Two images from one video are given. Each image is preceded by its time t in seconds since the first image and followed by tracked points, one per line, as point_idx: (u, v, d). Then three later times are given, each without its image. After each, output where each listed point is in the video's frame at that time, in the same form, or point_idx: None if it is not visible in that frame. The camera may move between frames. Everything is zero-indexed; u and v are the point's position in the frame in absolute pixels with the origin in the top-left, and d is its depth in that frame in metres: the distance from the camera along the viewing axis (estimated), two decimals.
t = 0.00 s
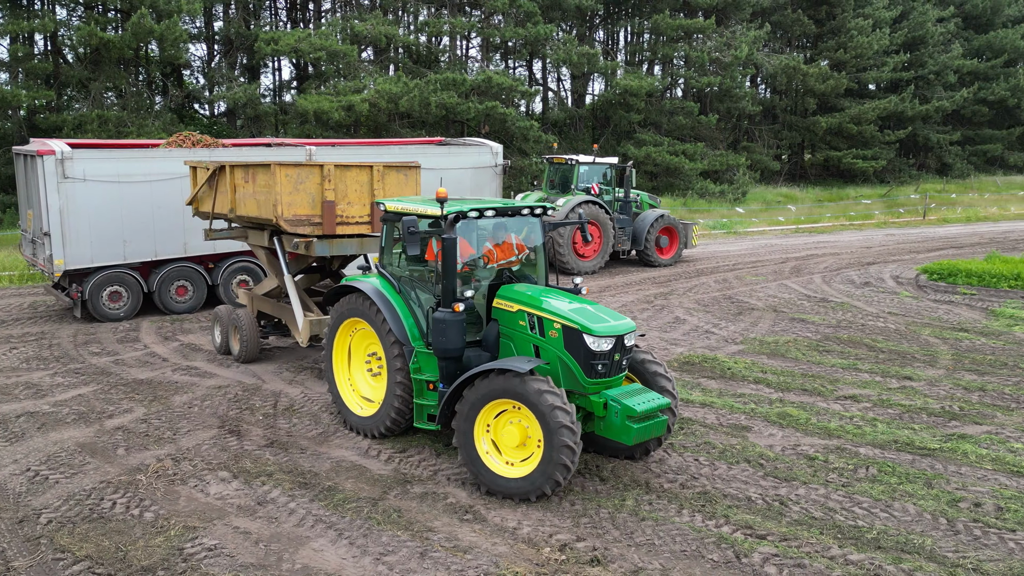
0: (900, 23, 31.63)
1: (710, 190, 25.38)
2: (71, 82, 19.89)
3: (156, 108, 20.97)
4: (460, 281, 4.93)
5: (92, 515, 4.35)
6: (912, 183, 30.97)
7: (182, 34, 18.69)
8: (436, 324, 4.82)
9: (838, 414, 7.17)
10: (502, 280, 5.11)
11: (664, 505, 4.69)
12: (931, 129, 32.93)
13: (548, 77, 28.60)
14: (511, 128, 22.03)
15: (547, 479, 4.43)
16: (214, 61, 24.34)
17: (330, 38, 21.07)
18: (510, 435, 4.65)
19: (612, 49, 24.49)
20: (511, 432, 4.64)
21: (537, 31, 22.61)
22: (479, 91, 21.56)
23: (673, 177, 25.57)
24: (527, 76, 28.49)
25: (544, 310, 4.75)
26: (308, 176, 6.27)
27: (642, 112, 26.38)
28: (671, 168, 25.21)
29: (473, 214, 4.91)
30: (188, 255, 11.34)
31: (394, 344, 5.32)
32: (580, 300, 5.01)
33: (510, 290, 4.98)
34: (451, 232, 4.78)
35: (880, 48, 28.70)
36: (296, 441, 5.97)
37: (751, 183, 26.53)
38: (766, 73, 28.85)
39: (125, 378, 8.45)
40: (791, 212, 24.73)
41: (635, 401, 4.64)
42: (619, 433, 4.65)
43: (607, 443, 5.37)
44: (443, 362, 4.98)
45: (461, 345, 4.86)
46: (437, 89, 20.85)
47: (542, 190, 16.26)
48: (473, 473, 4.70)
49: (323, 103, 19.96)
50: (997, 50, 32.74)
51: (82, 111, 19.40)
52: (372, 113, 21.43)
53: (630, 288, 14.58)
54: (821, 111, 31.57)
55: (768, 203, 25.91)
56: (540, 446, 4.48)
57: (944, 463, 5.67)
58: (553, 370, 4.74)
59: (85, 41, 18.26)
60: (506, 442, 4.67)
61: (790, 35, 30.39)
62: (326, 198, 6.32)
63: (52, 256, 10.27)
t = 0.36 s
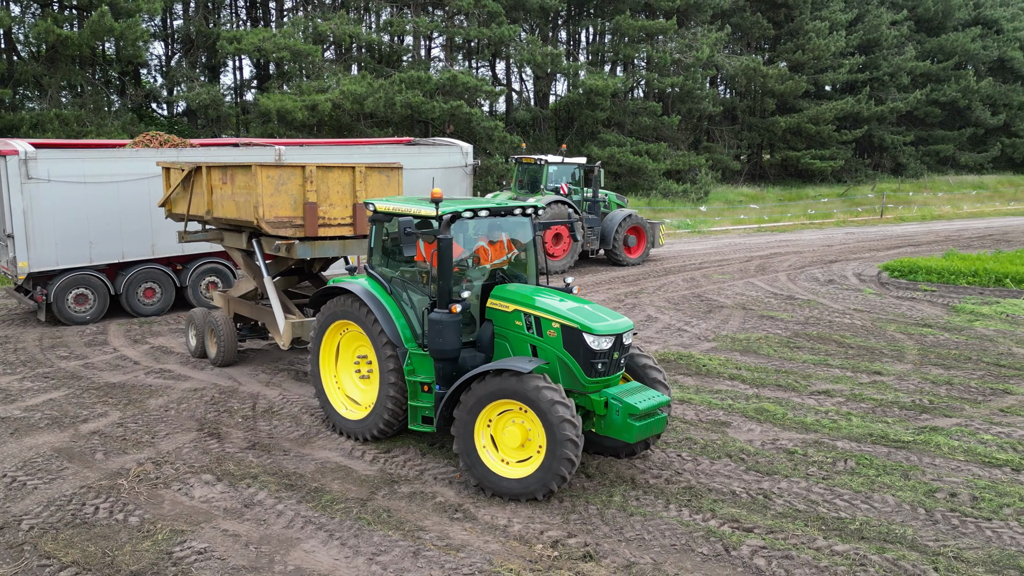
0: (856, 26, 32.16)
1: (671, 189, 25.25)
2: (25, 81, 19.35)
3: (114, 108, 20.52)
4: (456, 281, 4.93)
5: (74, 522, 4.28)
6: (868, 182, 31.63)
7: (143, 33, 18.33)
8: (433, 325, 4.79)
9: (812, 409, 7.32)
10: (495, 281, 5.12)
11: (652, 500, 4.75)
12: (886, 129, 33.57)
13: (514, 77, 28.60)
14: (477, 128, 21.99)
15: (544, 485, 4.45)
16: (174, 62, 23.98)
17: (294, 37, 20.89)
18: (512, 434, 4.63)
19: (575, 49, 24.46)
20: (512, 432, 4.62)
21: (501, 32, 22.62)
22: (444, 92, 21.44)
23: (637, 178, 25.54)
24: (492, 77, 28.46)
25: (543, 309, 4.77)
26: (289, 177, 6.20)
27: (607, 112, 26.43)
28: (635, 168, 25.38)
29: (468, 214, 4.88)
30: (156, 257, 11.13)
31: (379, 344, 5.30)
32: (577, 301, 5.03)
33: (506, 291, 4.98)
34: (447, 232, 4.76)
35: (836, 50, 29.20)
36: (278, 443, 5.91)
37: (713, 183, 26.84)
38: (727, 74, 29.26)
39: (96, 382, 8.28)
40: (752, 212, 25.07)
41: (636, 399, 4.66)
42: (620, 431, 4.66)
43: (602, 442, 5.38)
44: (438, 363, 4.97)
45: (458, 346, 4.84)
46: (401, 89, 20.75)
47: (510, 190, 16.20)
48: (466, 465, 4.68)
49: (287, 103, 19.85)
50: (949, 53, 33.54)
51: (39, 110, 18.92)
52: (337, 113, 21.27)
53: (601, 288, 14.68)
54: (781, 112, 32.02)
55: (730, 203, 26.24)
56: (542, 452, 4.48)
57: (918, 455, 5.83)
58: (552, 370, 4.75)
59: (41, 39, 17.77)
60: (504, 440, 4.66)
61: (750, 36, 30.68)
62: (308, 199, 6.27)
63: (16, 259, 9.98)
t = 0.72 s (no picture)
0: (817, 28, 32.61)
1: (639, 189, 25.38)
2: None
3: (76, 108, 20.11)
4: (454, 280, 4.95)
5: (61, 527, 4.23)
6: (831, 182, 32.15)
7: (107, 31, 18.00)
8: (432, 326, 4.79)
9: (791, 404, 7.46)
10: (491, 279, 5.15)
11: (641, 495, 4.81)
12: (847, 130, 34.09)
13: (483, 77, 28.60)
14: (446, 128, 21.90)
15: (536, 490, 4.51)
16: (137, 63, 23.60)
17: (262, 36, 20.71)
18: (512, 432, 4.64)
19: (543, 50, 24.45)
20: (514, 430, 4.63)
21: (470, 32, 22.60)
22: (413, 91, 21.31)
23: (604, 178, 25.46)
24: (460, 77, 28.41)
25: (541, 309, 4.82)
26: (274, 178, 6.16)
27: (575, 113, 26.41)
28: (603, 168, 25.42)
29: (464, 214, 4.88)
30: (128, 258, 10.95)
31: (371, 344, 5.28)
32: (574, 300, 5.07)
33: (502, 291, 5.01)
34: (444, 232, 4.77)
35: (799, 52, 29.64)
36: (264, 444, 5.87)
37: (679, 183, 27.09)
38: (692, 75, 29.58)
39: (72, 386, 8.13)
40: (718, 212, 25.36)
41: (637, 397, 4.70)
42: (621, 429, 4.71)
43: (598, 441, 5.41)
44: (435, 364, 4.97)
45: (456, 347, 4.85)
46: (370, 89, 20.67)
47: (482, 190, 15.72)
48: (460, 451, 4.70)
49: (255, 102, 19.71)
50: (906, 55, 34.22)
51: None
52: (305, 112, 21.12)
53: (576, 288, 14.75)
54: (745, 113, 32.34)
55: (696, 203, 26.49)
56: (542, 458, 4.51)
57: (896, 448, 5.98)
58: (552, 369, 4.78)
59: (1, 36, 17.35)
60: (504, 437, 4.67)
61: (714, 38, 30.93)
62: (293, 201, 6.23)
63: None
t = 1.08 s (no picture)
0: (790, 29, 32.89)
1: (616, 189, 25.38)
2: None
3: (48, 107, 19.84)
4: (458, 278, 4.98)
5: (60, 528, 4.22)
6: (804, 182, 32.52)
7: (82, 29, 17.79)
8: (437, 325, 4.80)
9: (779, 399, 7.56)
10: (492, 278, 5.18)
11: (639, 490, 4.86)
12: (819, 130, 34.42)
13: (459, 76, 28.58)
14: (424, 128, 21.82)
15: (538, 490, 4.56)
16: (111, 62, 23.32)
17: (240, 35, 20.59)
18: (522, 429, 4.65)
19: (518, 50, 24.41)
20: (524, 428, 4.64)
21: (448, 32, 22.57)
22: (391, 91, 21.22)
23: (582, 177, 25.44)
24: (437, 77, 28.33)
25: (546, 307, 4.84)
26: (267, 178, 6.13)
27: (551, 113, 26.38)
28: (582, 168, 25.50)
29: (469, 213, 4.90)
30: (110, 258, 10.82)
31: (373, 344, 5.27)
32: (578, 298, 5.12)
33: (505, 290, 5.04)
34: (449, 232, 4.77)
35: (772, 53, 29.90)
36: (259, 443, 5.85)
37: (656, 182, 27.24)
38: (668, 76, 29.77)
39: (59, 387, 8.04)
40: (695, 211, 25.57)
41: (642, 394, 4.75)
42: (628, 425, 4.74)
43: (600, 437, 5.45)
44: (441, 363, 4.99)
45: (461, 345, 4.87)
46: (349, 89, 20.57)
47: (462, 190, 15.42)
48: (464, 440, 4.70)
49: (233, 102, 19.53)
50: (877, 56, 34.66)
51: None
52: (282, 111, 20.99)
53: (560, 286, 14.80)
54: (721, 113, 32.57)
55: (673, 203, 26.64)
56: (549, 460, 4.55)
57: (885, 441, 6.09)
58: (558, 367, 4.81)
59: None
60: (512, 433, 4.69)
61: (689, 39, 31.05)
62: (287, 201, 6.21)
63: None
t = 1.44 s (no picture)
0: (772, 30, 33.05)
1: (602, 189, 25.35)
2: None
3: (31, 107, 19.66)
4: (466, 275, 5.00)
5: (65, 526, 4.22)
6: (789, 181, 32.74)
7: (67, 27, 17.67)
8: (447, 322, 4.83)
9: (773, 395, 7.64)
10: (498, 277, 5.22)
11: (641, 485, 4.90)
12: (801, 130, 34.58)
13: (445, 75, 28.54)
14: (411, 128, 21.74)
15: (542, 488, 4.60)
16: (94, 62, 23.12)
17: (225, 34, 20.50)
18: (533, 426, 4.67)
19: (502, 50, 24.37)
20: (535, 425, 4.66)
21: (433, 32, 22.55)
22: (377, 90, 21.13)
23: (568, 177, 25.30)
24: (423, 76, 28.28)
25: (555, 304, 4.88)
26: (267, 179, 6.14)
27: (536, 113, 26.35)
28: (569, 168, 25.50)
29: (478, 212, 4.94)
30: (99, 258, 10.75)
31: (380, 343, 5.29)
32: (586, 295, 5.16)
33: (513, 288, 5.08)
34: (458, 230, 4.80)
35: (755, 53, 30.05)
36: (259, 441, 5.85)
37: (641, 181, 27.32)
38: (652, 76, 29.87)
39: (53, 387, 8.00)
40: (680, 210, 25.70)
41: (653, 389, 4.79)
42: (639, 420, 4.78)
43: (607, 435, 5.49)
44: (450, 360, 5.02)
45: (470, 343, 4.91)
46: (336, 88, 20.49)
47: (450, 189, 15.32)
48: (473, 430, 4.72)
49: (219, 102, 19.45)
50: (857, 57, 34.92)
51: None
52: (269, 111, 20.90)
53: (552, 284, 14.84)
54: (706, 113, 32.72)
55: (658, 202, 26.74)
56: (560, 460, 4.59)
57: (879, 436, 6.17)
58: (568, 364, 4.85)
59: None
60: (523, 428, 4.71)
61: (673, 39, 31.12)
62: (288, 201, 6.21)
63: None
